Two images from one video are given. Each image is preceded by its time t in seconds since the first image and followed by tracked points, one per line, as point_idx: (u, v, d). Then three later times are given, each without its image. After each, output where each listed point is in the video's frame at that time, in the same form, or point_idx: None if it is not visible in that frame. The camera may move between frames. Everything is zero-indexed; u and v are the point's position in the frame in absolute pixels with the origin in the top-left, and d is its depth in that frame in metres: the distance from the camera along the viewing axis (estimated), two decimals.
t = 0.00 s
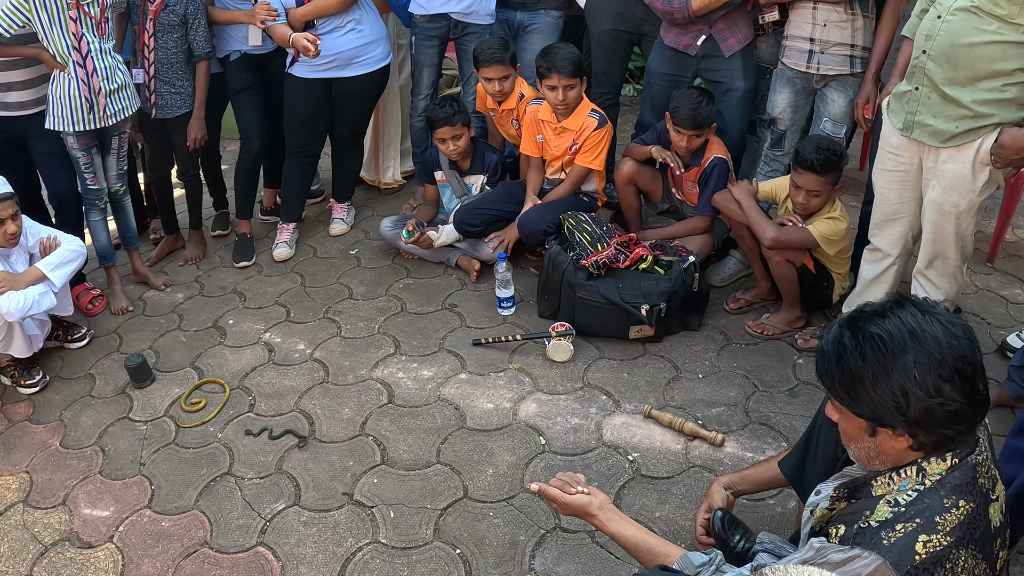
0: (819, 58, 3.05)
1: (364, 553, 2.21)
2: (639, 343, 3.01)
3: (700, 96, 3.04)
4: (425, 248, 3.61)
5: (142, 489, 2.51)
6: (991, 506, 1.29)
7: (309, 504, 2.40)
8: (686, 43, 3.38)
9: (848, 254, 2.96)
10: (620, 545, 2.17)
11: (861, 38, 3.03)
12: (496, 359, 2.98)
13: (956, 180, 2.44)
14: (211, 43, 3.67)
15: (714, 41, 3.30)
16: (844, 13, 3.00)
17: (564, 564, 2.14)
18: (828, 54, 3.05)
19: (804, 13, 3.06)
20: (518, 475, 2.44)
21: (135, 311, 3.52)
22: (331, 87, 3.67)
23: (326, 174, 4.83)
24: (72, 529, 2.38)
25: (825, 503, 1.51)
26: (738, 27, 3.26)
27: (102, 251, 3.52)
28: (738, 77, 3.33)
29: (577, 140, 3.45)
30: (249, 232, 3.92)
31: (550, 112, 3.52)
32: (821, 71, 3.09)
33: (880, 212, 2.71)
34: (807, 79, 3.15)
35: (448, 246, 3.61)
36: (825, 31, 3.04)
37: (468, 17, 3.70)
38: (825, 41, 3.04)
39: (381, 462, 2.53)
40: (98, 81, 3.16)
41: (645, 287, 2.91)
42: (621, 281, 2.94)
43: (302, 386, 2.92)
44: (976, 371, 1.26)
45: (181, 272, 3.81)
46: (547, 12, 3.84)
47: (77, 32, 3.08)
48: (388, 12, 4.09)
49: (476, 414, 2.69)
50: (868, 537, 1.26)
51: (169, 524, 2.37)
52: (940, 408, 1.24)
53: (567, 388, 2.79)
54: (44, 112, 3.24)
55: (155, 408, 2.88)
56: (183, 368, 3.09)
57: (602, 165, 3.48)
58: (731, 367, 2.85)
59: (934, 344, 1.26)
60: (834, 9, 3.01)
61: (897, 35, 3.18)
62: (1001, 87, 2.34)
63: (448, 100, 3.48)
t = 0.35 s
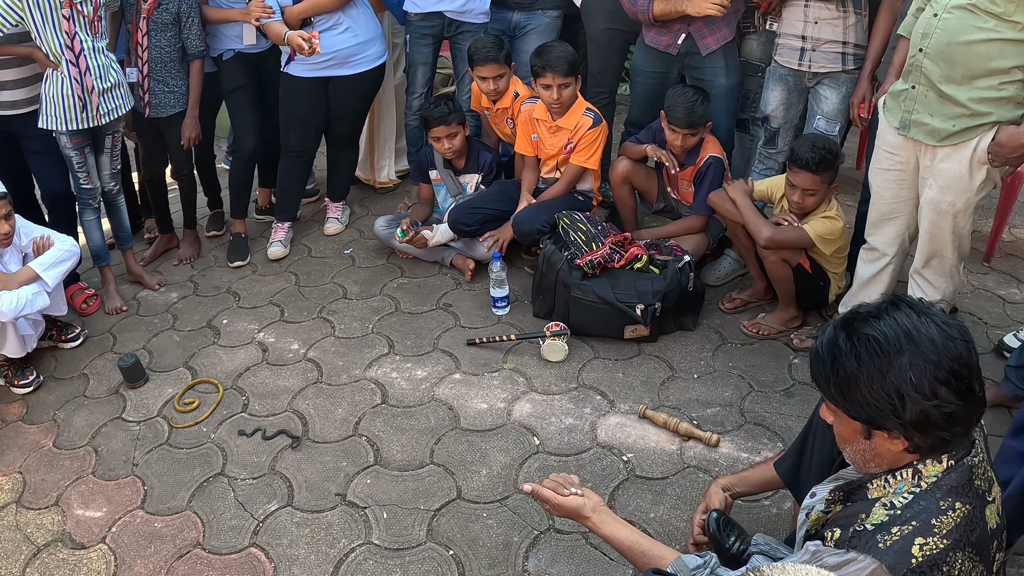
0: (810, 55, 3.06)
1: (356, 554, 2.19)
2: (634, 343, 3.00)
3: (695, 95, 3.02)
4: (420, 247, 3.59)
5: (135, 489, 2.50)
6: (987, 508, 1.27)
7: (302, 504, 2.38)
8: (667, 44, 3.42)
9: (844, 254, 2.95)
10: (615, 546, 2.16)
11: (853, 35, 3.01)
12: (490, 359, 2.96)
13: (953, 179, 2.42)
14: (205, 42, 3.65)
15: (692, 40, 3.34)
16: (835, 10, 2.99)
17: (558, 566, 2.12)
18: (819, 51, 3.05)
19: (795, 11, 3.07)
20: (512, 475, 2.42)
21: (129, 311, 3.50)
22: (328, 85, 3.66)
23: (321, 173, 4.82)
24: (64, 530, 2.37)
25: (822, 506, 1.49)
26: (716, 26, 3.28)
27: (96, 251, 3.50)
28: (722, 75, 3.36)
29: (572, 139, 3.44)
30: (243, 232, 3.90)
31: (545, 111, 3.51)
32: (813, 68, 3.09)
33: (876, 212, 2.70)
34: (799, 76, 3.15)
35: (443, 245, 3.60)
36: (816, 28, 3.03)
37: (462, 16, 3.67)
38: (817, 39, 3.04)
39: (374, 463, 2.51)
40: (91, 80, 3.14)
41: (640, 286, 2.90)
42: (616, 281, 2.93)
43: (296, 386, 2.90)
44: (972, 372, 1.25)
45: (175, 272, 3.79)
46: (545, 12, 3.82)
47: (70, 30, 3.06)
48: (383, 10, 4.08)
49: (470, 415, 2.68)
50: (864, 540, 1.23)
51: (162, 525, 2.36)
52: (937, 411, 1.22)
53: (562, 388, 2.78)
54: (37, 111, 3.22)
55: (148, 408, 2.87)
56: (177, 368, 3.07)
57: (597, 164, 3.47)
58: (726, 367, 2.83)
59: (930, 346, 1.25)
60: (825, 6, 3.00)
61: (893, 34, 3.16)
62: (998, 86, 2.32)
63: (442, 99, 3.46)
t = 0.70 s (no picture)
0: (809, 55, 3.05)
1: (356, 554, 2.19)
2: (633, 342, 3.00)
3: (695, 94, 3.02)
4: (418, 246, 3.58)
5: (133, 489, 2.49)
6: (990, 506, 1.27)
7: (301, 504, 2.38)
8: (661, 44, 3.42)
9: (844, 253, 2.95)
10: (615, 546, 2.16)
11: (852, 35, 3.01)
12: (489, 358, 2.96)
13: (954, 179, 2.42)
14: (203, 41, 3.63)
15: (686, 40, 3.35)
16: (835, 9, 2.99)
17: (558, 565, 2.12)
18: (819, 51, 3.04)
19: (795, 10, 3.06)
20: (512, 475, 2.42)
21: (126, 310, 3.49)
22: (328, 84, 3.64)
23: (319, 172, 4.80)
24: (63, 530, 2.36)
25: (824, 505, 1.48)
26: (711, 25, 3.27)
27: (93, 250, 3.48)
28: (718, 75, 3.39)
29: (572, 137, 3.43)
30: (242, 231, 3.90)
31: (544, 110, 3.50)
32: (812, 67, 3.08)
33: (876, 211, 2.69)
34: (798, 76, 3.14)
35: (441, 244, 3.59)
36: (816, 28, 3.03)
37: (461, 14, 3.67)
38: (817, 38, 3.04)
39: (374, 463, 2.51)
40: (88, 78, 3.12)
41: (639, 285, 2.89)
42: (616, 280, 2.93)
43: (295, 386, 2.89)
44: (974, 371, 1.25)
45: (173, 271, 3.78)
46: (535, 9, 3.81)
47: (67, 28, 3.04)
48: (381, 9, 4.07)
49: (470, 414, 2.67)
50: (867, 539, 1.23)
51: (161, 525, 2.35)
52: (939, 409, 1.22)
53: (561, 387, 2.77)
54: (34, 109, 3.20)
55: (147, 408, 2.86)
56: (175, 368, 3.06)
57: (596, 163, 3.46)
58: (726, 366, 2.83)
59: (932, 344, 1.25)
60: (825, 6, 3.00)
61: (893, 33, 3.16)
62: (999, 86, 2.32)
63: (442, 98, 3.45)
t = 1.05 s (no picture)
0: (808, 54, 3.05)
1: (354, 553, 2.19)
2: (632, 341, 3.00)
3: (694, 93, 3.01)
4: (416, 245, 3.58)
5: (130, 489, 2.49)
6: (989, 506, 1.27)
7: (299, 504, 2.37)
8: (657, 44, 3.44)
9: (842, 252, 2.95)
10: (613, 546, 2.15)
11: (851, 34, 3.00)
12: (487, 357, 2.95)
13: (953, 178, 2.42)
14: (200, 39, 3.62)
15: (681, 40, 3.39)
16: (834, 9, 2.99)
17: (556, 565, 2.12)
18: (817, 50, 3.04)
19: (794, 9, 3.07)
20: (510, 474, 2.42)
21: (123, 309, 3.48)
22: (326, 82, 3.63)
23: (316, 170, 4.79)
24: (61, 530, 2.35)
25: (823, 505, 1.48)
26: (705, 26, 3.32)
27: (90, 248, 3.47)
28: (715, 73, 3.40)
29: (570, 136, 3.42)
30: (239, 230, 3.89)
31: (542, 109, 3.49)
32: (810, 67, 3.08)
33: (874, 210, 2.69)
34: (797, 75, 3.14)
35: (439, 242, 3.58)
36: (815, 27, 3.03)
37: (459, 12, 3.67)
38: (815, 37, 3.04)
39: (371, 462, 2.50)
40: (84, 76, 3.11)
41: (637, 285, 2.89)
42: (614, 279, 2.92)
43: (292, 385, 2.89)
44: (970, 373, 1.24)
45: (170, 270, 3.77)
46: (531, 8, 3.80)
47: (63, 27, 3.03)
48: (378, 7, 4.06)
49: (467, 413, 2.67)
50: (867, 539, 1.23)
51: (158, 525, 2.34)
52: (931, 410, 1.22)
53: (559, 386, 2.77)
54: (30, 107, 3.19)
55: (144, 407, 2.85)
56: (172, 367, 3.06)
57: (595, 162, 3.46)
58: (724, 365, 2.83)
59: (926, 345, 1.25)
60: (823, 5, 3.00)
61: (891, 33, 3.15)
62: (999, 85, 2.32)
63: (440, 96, 3.44)
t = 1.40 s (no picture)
0: (809, 53, 3.04)
1: (351, 554, 2.18)
2: (629, 340, 2.99)
3: (692, 92, 3.00)
4: (413, 243, 3.56)
5: (127, 489, 2.47)
6: (991, 507, 1.26)
7: (296, 504, 2.36)
8: (652, 42, 3.45)
9: (840, 251, 2.94)
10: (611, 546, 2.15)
11: (852, 34, 3.01)
12: (484, 356, 2.94)
13: (953, 177, 2.41)
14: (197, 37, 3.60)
15: (675, 38, 3.42)
16: (835, 9, 2.99)
17: (554, 565, 2.11)
18: (818, 49, 3.03)
19: (796, 9, 3.07)
20: (507, 474, 2.41)
21: (120, 308, 3.46)
22: (323, 80, 3.61)
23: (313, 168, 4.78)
24: (57, 530, 2.34)
25: (822, 505, 1.47)
26: (699, 26, 3.36)
27: (86, 247, 3.45)
28: (709, 71, 3.45)
29: (567, 134, 3.41)
30: (236, 228, 3.88)
31: (540, 107, 3.48)
32: (811, 66, 3.07)
33: (873, 210, 2.68)
34: (798, 74, 3.13)
35: (436, 241, 3.57)
36: (816, 26, 3.03)
37: (455, 11, 3.65)
38: (816, 37, 3.03)
39: (368, 462, 2.49)
40: (80, 75, 3.09)
41: (636, 283, 2.88)
42: (612, 277, 2.92)
43: (289, 384, 2.88)
44: (964, 380, 1.22)
45: (167, 268, 3.76)
46: (528, 6, 3.79)
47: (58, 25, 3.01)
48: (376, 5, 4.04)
49: (465, 413, 2.66)
50: (869, 540, 1.23)
51: (154, 525, 2.33)
52: (916, 415, 1.22)
53: (557, 386, 2.76)
54: (26, 106, 3.17)
55: (140, 406, 2.84)
56: (168, 366, 3.04)
57: (592, 161, 3.45)
58: (722, 364, 2.82)
59: (917, 350, 1.23)
60: (825, 5, 3.00)
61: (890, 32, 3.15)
62: (998, 84, 2.31)
63: (438, 94, 3.43)
